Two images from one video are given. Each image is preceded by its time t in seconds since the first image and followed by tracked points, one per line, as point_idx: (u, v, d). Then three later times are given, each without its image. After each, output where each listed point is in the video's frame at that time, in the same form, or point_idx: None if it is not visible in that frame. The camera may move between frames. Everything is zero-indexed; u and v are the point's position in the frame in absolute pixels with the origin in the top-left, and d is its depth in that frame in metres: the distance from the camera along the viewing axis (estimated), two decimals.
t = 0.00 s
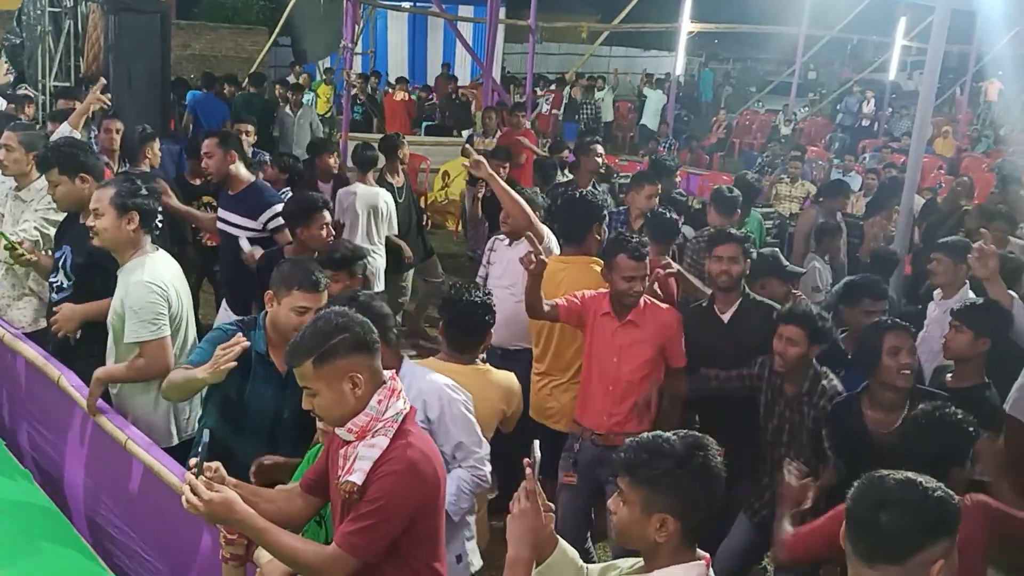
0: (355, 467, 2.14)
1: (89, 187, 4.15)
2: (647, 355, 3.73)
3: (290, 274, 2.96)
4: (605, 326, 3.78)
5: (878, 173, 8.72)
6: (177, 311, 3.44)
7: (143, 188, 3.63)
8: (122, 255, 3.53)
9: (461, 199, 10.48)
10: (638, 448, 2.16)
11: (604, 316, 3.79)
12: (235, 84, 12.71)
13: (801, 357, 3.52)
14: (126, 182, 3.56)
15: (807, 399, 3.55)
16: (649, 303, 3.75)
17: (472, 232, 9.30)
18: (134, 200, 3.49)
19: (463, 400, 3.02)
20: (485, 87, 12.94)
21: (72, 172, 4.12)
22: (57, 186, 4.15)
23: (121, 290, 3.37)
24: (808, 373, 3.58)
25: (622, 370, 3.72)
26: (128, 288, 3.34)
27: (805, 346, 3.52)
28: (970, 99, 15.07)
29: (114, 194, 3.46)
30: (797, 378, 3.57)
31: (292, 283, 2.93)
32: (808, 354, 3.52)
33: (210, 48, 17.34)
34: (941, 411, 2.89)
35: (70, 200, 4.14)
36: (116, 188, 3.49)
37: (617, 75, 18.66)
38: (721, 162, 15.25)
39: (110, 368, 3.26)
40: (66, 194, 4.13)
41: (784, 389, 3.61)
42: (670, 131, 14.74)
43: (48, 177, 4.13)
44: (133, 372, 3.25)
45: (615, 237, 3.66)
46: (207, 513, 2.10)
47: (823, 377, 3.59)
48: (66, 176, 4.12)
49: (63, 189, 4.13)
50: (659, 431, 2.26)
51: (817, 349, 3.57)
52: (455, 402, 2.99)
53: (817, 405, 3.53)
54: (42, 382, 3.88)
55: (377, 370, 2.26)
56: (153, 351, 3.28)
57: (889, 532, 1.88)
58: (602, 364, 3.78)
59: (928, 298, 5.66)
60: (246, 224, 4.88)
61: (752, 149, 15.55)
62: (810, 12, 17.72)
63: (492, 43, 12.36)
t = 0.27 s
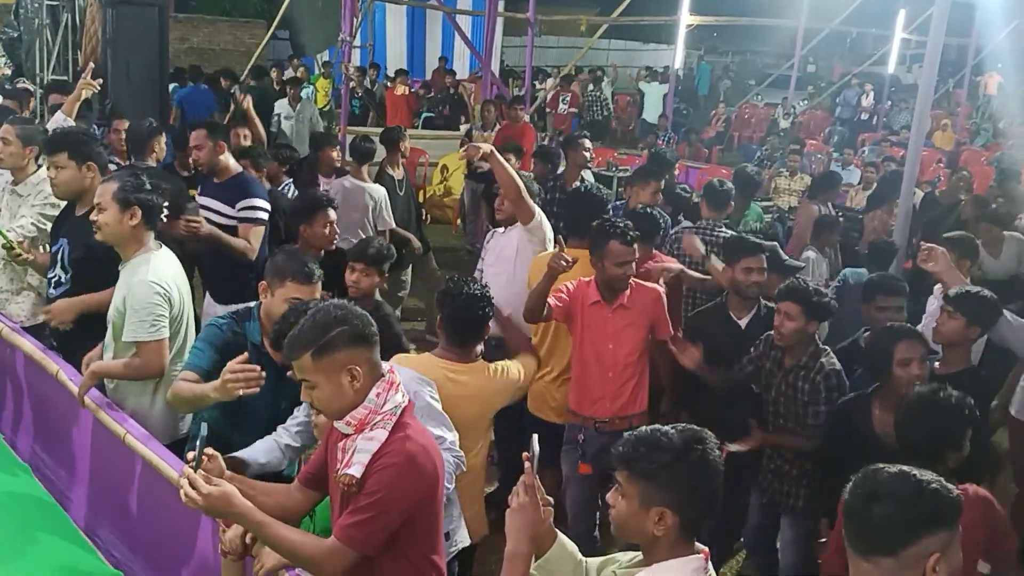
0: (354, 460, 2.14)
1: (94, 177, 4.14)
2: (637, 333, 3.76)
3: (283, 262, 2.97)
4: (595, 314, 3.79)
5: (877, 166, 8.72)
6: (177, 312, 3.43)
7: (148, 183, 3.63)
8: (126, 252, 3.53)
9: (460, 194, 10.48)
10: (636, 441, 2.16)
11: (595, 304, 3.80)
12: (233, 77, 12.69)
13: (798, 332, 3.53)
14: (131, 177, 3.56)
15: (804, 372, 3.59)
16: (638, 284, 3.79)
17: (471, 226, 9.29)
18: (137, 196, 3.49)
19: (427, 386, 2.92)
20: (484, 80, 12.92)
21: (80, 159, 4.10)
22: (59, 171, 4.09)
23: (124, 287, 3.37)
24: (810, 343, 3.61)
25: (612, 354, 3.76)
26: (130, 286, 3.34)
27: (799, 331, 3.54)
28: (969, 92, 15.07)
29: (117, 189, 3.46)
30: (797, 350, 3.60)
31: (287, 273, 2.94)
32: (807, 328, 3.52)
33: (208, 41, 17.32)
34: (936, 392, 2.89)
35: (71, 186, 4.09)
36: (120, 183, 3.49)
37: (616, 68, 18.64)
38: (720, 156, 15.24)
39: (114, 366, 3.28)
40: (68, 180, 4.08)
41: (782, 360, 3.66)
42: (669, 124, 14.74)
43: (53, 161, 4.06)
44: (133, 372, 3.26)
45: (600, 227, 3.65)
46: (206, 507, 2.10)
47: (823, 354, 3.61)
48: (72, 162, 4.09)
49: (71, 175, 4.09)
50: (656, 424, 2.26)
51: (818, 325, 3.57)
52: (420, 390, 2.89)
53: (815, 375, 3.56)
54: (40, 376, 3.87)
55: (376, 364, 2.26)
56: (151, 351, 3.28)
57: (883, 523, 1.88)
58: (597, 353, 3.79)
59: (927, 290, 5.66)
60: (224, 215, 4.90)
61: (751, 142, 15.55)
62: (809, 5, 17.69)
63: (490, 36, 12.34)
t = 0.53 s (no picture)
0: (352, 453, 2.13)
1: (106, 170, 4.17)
2: (630, 336, 3.75)
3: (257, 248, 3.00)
4: (584, 321, 3.81)
5: (875, 157, 8.70)
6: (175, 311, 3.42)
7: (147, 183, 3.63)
8: (124, 251, 3.52)
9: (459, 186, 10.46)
10: (634, 432, 2.16)
11: (585, 310, 3.82)
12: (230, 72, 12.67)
13: (789, 321, 3.54)
14: (131, 176, 3.55)
15: (794, 363, 3.58)
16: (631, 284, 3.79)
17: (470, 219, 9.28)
18: (137, 194, 3.48)
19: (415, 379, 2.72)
20: (482, 73, 12.89)
21: (93, 152, 4.14)
22: (72, 162, 4.12)
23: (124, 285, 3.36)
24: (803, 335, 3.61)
25: (597, 351, 3.79)
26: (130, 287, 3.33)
27: (792, 321, 3.55)
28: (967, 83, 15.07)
29: (116, 187, 3.46)
30: (790, 340, 3.61)
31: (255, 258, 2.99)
32: (797, 318, 3.54)
33: (205, 35, 17.28)
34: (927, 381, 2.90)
35: (83, 178, 4.12)
36: (120, 182, 3.48)
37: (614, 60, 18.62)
38: (718, 148, 15.21)
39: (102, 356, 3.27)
40: (81, 172, 4.11)
41: (778, 349, 3.67)
42: (667, 117, 14.72)
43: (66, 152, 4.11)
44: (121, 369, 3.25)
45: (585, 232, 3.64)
46: (204, 500, 2.09)
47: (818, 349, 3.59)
48: (87, 154, 4.12)
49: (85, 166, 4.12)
50: (655, 415, 2.26)
51: (813, 317, 3.59)
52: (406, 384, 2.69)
53: (805, 364, 3.55)
54: (38, 370, 3.86)
55: (373, 356, 2.25)
56: (144, 352, 3.26)
57: (883, 515, 1.87)
58: (588, 349, 3.81)
59: (925, 281, 5.66)
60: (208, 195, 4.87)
61: (749, 134, 15.54)
62: None
63: (488, 28, 12.30)
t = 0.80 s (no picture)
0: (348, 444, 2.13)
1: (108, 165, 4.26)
2: (625, 325, 3.74)
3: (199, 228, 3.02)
4: (579, 306, 3.80)
5: (871, 147, 8.70)
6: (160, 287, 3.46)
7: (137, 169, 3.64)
8: (115, 235, 3.51)
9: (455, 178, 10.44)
10: (631, 421, 2.16)
11: (580, 296, 3.81)
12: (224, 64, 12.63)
13: (780, 317, 3.56)
14: (120, 162, 3.57)
15: (788, 360, 3.62)
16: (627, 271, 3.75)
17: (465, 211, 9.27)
18: (127, 179, 3.48)
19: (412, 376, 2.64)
20: (477, 64, 12.86)
21: (98, 147, 4.25)
22: (77, 155, 4.24)
23: (119, 264, 3.42)
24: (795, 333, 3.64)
25: (580, 342, 3.84)
26: (126, 266, 3.40)
27: (783, 313, 3.56)
28: (962, 72, 15.06)
29: (107, 172, 3.46)
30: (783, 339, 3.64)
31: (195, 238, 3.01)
32: (788, 314, 3.56)
33: (199, 27, 17.26)
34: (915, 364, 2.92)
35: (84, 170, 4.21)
36: (109, 167, 3.49)
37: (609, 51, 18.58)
38: (713, 138, 15.19)
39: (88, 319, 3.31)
40: (81, 165, 4.22)
41: (772, 341, 3.69)
42: (662, 107, 14.70)
43: (72, 144, 4.22)
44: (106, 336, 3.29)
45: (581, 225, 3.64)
46: (199, 493, 2.08)
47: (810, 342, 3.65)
48: (93, 148, 4.24)
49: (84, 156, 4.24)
50: (651, 404, 2.26)
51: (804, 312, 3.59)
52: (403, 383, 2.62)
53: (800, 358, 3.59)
54: (33, 363, 3.86)
55: (368, 347, 2.25)
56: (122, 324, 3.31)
57: (886, 506, 1.85)
58: (584, 340, 3.83)
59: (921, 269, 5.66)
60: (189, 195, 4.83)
61: (744, 124, 15.52)
62: None
63: (482, 20, 12.27)
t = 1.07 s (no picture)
0: (337, 439, 2.14)
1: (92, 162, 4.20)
2: (614, 326, 3.76)
3: (177, 224, 3.02)
4: (573, 304, 3.82)
5: (859, 139, 8.72)
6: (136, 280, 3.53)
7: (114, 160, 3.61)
8: (99, 226, 3.50)
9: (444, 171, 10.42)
10: (619, 414, 2.17)
11: (572, 294, 3.83)
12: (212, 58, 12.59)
13: (771, 304, 3.53)
14: (98, 154, 3.54)
15: (782, 350, 3.63)
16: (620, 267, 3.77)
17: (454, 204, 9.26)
18: (109, 171, 3.47)
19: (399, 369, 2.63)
20: (465, 57, 12.83)
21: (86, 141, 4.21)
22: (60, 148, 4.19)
23: (108, 254, 3.48)
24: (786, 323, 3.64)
25: (573, 339, 3.85)
26: (116, 258, 3.48)
27: (774, 301, 3.53)
28: (949, 64, 15.11)
29: (88, 165, 3.43)
30: (774, 327, 3.63)
31: (154, 230, 3.00)
32: (780, 302, 3.53)
33: (186, 21, 17.18)
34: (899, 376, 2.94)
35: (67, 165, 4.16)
36: (90, 160, 3.46)
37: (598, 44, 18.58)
38: (702, 130, 15.20)
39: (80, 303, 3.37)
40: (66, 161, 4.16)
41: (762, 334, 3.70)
42: (651, 100, 14.71)
43: (59, 138, 4.21)
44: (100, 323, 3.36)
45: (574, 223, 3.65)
46: (188, 488, 2.08)
47: (801, 329, 3.66)
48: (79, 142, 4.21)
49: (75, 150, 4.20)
50: (640, 397, 2.27)
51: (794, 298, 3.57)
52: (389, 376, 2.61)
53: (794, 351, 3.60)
54: (19, 357, 3.85)
55: (356, 341, 2.26)
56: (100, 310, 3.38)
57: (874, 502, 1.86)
58: (578, 340, 3.83)
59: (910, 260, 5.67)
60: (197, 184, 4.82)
61: (733, 116, 15.54)
62: None
63: (471, 13, 12.24)
